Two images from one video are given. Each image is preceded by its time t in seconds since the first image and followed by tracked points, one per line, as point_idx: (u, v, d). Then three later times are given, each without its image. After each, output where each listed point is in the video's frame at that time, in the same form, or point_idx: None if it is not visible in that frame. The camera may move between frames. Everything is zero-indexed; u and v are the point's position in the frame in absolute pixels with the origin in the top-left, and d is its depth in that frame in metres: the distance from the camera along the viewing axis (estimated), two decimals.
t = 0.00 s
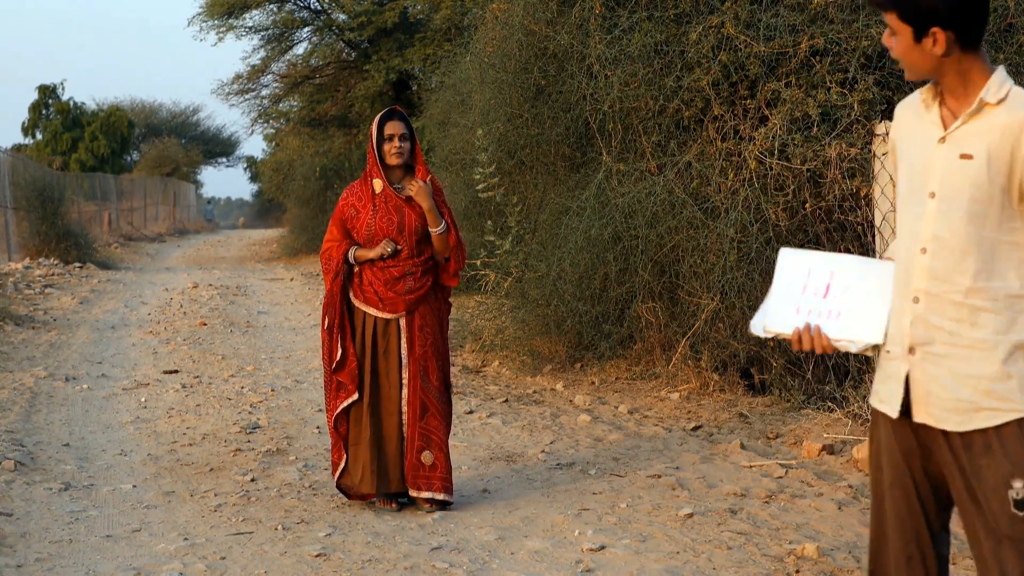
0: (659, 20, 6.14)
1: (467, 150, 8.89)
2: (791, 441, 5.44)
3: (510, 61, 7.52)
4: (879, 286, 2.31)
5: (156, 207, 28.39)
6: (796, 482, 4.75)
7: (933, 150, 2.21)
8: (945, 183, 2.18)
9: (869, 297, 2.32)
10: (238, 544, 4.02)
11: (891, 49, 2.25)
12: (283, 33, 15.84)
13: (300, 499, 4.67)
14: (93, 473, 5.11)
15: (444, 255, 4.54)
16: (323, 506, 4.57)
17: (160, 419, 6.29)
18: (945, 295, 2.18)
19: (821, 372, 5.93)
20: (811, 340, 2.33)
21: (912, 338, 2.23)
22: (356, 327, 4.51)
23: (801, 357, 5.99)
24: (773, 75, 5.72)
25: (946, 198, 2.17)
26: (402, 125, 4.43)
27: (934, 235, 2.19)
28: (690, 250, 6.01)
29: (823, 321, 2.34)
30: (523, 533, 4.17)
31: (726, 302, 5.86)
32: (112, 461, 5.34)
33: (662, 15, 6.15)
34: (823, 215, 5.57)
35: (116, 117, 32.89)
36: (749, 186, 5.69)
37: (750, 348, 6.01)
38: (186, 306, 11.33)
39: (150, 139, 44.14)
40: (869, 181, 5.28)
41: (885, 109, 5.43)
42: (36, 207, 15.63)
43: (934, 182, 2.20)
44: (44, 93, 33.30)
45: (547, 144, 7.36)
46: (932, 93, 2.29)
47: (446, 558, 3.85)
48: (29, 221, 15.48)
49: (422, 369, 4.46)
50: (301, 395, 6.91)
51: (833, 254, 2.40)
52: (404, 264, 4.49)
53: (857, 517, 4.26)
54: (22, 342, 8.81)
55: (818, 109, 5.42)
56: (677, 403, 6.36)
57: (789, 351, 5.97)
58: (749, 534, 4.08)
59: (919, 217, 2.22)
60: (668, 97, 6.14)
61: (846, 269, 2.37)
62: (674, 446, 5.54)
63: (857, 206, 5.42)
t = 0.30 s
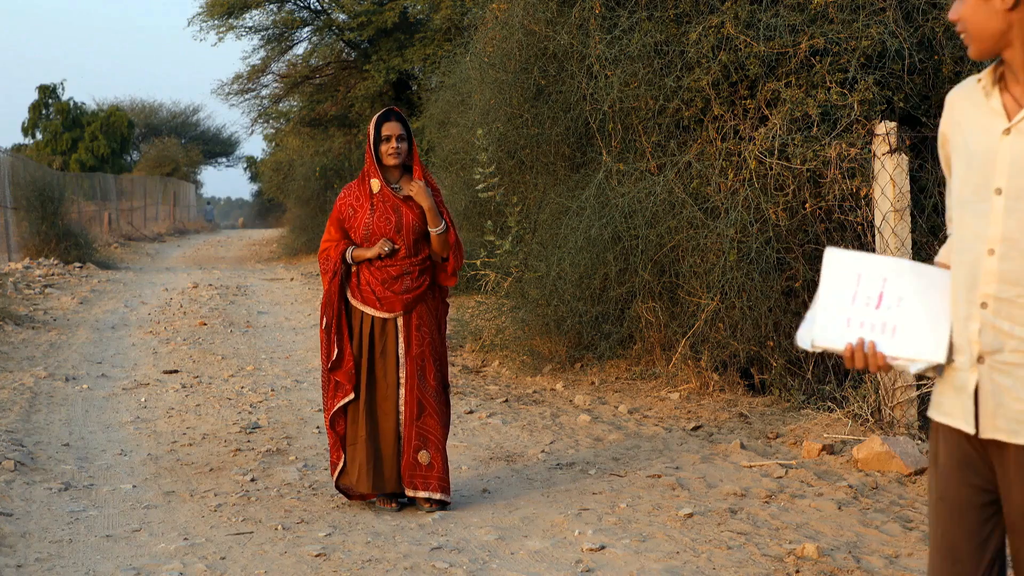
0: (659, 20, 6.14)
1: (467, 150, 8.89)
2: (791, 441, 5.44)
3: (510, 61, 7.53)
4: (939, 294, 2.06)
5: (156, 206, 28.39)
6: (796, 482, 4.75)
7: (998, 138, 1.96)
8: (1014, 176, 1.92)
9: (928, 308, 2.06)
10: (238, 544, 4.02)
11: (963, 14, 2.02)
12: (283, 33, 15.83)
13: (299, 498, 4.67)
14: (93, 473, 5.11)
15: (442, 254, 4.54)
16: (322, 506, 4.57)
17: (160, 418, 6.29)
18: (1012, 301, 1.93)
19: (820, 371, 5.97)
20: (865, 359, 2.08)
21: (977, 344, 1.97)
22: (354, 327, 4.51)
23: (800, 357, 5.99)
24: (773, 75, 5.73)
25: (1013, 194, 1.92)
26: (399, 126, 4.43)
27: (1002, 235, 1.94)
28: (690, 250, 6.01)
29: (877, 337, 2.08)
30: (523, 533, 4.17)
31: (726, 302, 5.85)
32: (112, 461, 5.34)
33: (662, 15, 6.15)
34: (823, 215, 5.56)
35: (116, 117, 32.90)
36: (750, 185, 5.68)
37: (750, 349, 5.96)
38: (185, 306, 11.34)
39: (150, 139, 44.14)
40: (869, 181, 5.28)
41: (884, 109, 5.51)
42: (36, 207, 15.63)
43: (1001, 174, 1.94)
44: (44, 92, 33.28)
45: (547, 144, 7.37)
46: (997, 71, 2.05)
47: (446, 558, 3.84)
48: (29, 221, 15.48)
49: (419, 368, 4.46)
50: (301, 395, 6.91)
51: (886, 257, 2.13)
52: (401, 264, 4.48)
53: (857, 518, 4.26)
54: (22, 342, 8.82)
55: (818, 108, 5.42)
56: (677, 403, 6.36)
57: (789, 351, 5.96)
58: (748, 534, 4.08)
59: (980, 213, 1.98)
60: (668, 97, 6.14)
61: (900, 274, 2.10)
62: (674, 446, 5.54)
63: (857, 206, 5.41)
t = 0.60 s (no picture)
0: (659, 20, 6.14)
1: (467, 150, 8.89)
2: (791, 441, 5.44)
3: (510, 61, 7.52)
4: (966, 320, 1.75)
5: (156, 206, 28.40)
6: (796, 482, 4.75)
7: None
8: None
9: (964, 340, 1.75)
10: (238, 544, 4.02)
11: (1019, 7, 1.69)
12: (283, 33, 15.83)
13: (299, 498, 4.67)
14: (94, 473, 5.11)
15: (441, 253, 4.55)
16: (322, 506, 4.57)
17: (160, 418, 6.29)
18: None
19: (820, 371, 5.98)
20: (908, 408, 1.74)
21: None
22: (353, 327, 4.51)
23: (800, 357, 5.98)
24: (773, 75, 5.73)
25: None
26: (398, 127, 4.43)
27: None
28: (689, 250, 6.01)
29: (915, 381, 1.75)
30: (523, 533, 4.17)
31: (726, 302, 5.85)
32: (112, 461, 5.34)
33: (662, 15, 6.15)
34: (823, 215, 5.56)
35: (116, 117, 32.91)
36: (749, 185, 5.68)
37: (750, 349, 5.96)
38: (185, 306, 11.34)
39: (150, 139, 44.15)
40: (869, 181, 5.27)
41: (884, 109, 5.51)
42: (36, 207, 15.63)
43: None
44: (44, 92, 33.28)
45: (547, 144, 7.37)
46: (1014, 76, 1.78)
47: (446, 558, 3.84)
48: (29, 221, 15.48)
49: (417, 368, 4.46)
50: (301, 395, 6.92)
51: (898, 292, 1.80)
52: (400, 264, 4.48)
53: (857, 518, 4.26)
54: (22, 342, 8.82)
55: (818, 108, 5.42)
56: (677, 403, 6.36)
57: (789, 351, 5.96)
58: (749, 534, 4.08)
59: (1014, 235, 1.71)
60: (668, 97, 6.14)
61: (918, 305, 1.78)
62: (674, 446, 5.54)
63: (857, 206, 5.41)
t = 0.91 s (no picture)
0: (659, 20, 6.14)
1: (467, 150, 8.89)
2: (791, 441, 5.44)
3: (510, 61, 7.52)
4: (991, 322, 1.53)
5: (156, 207, 28.41)
6: (797, 482, 4.75)
7: None
8: None
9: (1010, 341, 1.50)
10: (238, 544, 4.02)
11: None
12: (283, 33, 15.83)
13: (299, 498, 4.67)
14: (94, 473, 5.11)
15: (440, 253, 4.54)
16: (322, 506, 4.57)
17: (160, 418, 6.29)
18: None
19: (820, 371, 5.98)
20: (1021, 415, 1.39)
21: None
22: (352, 327, 4.52)
23: (800, 357, 5.98)
24: (773, 75, 5.72)
25: None
26: (399, 128, 4.42)
27: None
28: (689, 250, 6.00)
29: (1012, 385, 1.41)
30: (523, 533, 4.17)
31: (726, 301, 5.85)
32: (112, 461, 5.34)
33: (663, 15, 6.15)
34: (823, 215, 5.55)
35: (116, 117, 32.91)
36: (750, 185, 5.68)
37: (750, 348, 5.97)
38: (185, 306, 11.33)
39: (150, 139, 44.16)
40: (870, 181, 5.26)
41: (884, 109, 5.52)
42: (36, 207, 15.62)
43: None
44: (44, 92, 33.29)
45: (547, 144, 7.37)
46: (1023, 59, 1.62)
47: (446, 558, 3.84)
48: (29, 221, 15.49)
49: (416, 367, 4.46)
50: (301, 395, 6.91)
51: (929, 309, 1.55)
52: (399, 263, 4.48)
53: (857, 518, 4.26)
54: (21, 342, 8.82)
55: (818, 108, 5.41)
56: (677, 403, 6.37)
57: (789, 350, 5.96)
58: (749, 534, 4.08)
59: None
60: (668, 97, 6.15)
61: (967, 317, 1.53)
62: (674, 446, 5.54)
63: (857, 206, 5.41)
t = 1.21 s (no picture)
0: (659, 20, 6.14)
1: (467, 150, 8.89)
2: (791, 441, 5.44)
3: (510, 61, 7.52)
4: None
5: (156, 207, 28.41)
6: (797, 482, 4.75)
7: None
8: None
9: None
10: (238, 544, 4.02)
11: None
12: (283, 33, 15.80)
13: (299, 498, 4.68)
14: (94, 473, 5.11)
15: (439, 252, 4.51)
16: (322, 506, 4.57)
17: (160, 418, 6.30)
18: None
19: (820, 371, 5.99)
20: None
21: None
22: (352, 326, 4.52)
23: (800, 357, 5.99)
24: (773, 75, 5.73)
25: None
26: (400, 129, 4.42)
27: None
28: (690, 250, 6.00)
29: None
30: (523, 533, 4.17)
31: (726, 302, 5.84)
32: (112, 461, 5.34)
33: (663, 15, 6.15)
34: (823, 215, 5.55)
35: (116, 117, 32.92)
36: (749, 185, 5.68)
37: (750, 348, 5.97)
38: (185, 306, 11.34)
39: (150, 139, 44.16)
40: (869, 181, 5.26)
41: (884, 110, 5.57)
42: (36, 207, 15.62)
43: None
44: (44, 92, 33.28)
45: (547, 144, 7.37)
46: None
47: (446, 557, 3.84)
48: (29, 221, 15.49)
49: (413, 368, 4.44)
50: (301, 395, 6.91)
51: None
52: (397, 263, 4.47)
53: (857, 518, 4.26)
54: (22, 342, 8.82)
55: (818, 108, 5.41)
56: (677, 403, 6.36)
57: (789, 350, 5.97)
58: (749, 534, 4.08)
59: None
60: (668, 97, 6.15)
61: None
62: (674, 446, 5.54)
63: (857, 206, 5.41)
